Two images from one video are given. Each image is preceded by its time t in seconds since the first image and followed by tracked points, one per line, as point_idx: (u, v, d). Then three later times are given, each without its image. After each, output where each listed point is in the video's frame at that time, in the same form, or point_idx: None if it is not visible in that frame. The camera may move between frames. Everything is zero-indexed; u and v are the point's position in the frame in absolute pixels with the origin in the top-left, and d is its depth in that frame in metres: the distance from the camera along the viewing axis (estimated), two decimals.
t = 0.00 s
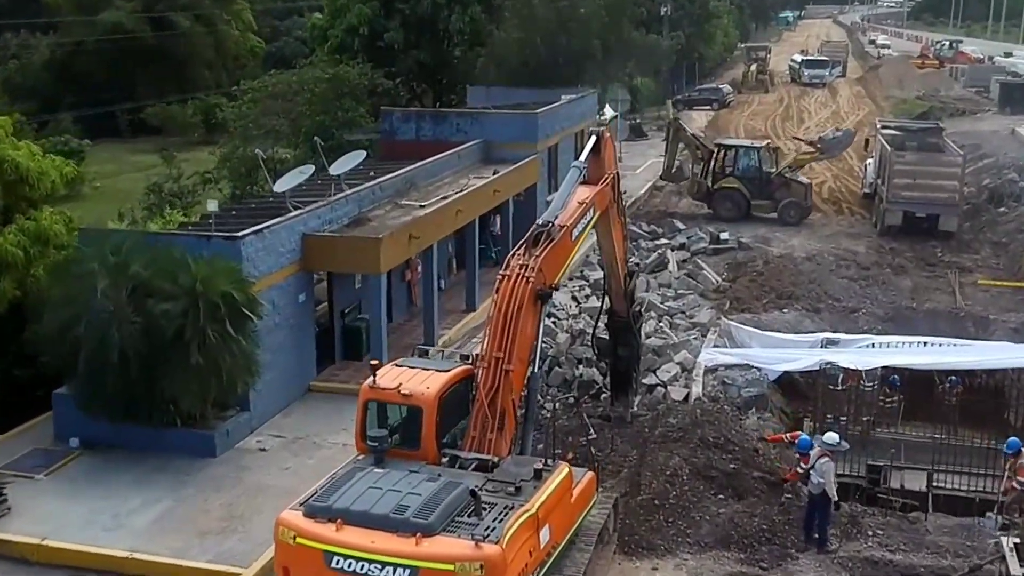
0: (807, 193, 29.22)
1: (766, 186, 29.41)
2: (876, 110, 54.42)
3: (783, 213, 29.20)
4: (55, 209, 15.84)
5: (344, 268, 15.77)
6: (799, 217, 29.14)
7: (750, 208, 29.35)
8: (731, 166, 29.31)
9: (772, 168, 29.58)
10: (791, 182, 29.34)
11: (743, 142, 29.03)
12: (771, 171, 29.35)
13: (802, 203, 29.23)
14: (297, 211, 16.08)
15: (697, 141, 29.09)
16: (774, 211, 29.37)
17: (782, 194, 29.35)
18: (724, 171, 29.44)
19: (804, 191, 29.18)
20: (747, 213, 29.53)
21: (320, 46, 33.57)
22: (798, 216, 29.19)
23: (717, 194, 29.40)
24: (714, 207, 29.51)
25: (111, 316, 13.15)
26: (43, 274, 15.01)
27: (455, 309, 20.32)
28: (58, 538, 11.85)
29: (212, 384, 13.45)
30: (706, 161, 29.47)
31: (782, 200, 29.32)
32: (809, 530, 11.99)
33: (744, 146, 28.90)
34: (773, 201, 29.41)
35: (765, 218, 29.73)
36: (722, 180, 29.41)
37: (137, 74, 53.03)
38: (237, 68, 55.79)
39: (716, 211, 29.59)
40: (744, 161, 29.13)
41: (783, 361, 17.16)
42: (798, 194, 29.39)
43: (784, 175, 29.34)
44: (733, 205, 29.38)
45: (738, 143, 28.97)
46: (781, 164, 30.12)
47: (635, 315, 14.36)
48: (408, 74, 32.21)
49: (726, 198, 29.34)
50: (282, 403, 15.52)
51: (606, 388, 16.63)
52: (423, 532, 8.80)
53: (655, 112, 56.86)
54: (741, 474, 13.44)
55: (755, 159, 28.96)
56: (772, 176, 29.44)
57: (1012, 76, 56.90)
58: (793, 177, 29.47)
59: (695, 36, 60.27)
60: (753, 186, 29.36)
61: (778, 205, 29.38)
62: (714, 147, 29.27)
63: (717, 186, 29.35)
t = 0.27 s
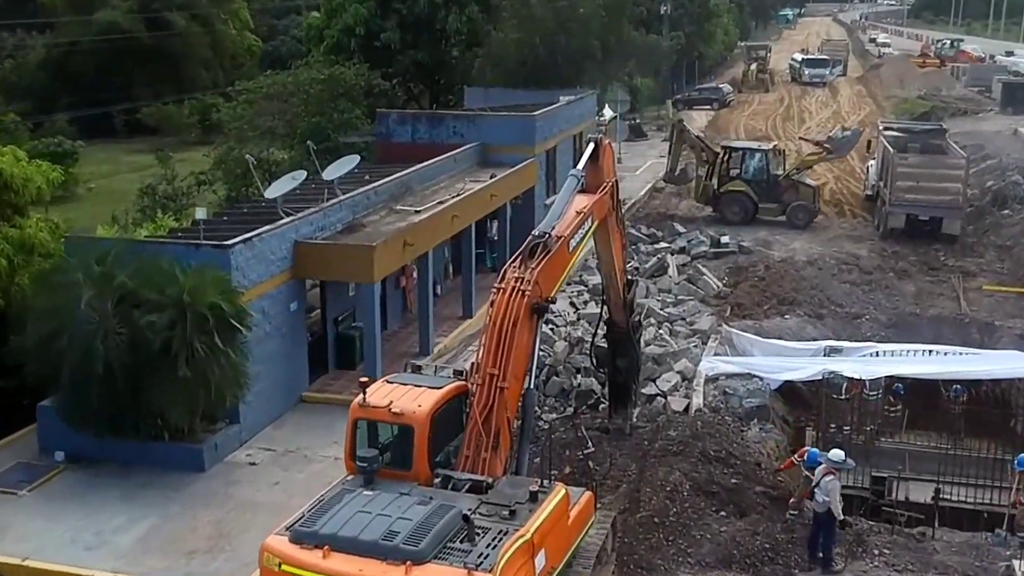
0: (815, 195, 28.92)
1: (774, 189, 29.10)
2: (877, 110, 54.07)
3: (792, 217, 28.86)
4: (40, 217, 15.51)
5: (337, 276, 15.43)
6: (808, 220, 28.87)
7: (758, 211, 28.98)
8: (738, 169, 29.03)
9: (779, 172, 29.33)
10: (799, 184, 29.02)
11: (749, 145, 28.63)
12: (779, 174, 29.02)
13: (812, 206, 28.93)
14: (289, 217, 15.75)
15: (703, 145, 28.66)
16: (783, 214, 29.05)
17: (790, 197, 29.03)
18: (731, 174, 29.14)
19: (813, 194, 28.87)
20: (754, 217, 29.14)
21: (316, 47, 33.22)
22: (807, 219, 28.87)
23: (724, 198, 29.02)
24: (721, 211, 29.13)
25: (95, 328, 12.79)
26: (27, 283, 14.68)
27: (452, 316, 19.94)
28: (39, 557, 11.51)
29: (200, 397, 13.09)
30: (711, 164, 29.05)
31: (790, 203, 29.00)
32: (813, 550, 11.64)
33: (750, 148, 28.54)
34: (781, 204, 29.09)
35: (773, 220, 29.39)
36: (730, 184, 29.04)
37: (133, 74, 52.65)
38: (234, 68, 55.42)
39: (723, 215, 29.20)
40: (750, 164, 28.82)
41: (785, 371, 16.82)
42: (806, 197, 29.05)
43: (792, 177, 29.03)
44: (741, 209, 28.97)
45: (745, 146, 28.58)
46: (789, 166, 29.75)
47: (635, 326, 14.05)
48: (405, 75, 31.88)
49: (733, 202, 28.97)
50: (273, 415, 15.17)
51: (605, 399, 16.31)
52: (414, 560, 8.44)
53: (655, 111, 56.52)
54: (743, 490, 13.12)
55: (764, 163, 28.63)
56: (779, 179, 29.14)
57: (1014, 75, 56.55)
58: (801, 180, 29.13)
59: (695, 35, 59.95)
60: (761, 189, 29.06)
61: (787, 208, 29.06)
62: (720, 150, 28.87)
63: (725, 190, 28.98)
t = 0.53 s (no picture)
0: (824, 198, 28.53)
1: (781, 191, 28.59)
2: (879, 109, 53.68)
3: (799, 220, 28.50)
4: (21, 225, 15.13)
5: (328, 285, 15.05)
6: (816, 223, 28.46)
7: (765, 213, 28.59)
8: (746, 170, 28.53)
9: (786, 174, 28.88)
10: (806, 187, 28.57)
11: (757, 147, 28.21)
12: (787, 176, 28.55)
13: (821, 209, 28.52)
14: (279, 225, 15.37)
15: (710, 147, 28.11)
16: (790, 217, 28.64)
17: (798, 201, 28.61)
18: (737, 176, 28.68)
19: (821, 197, 28.46)
20: (761, 219, 28.78)
21: (311, 47, 32.84)
22: (816, 222, 28.56)
23: (730, 200, 28.64)
24: (727, 213, 28.75)
25: (77, 341, 12.41)
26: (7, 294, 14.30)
27: (447, 323, 19.55)
28: None
29: (184, 412, 12.71)
30: (717, 165, 28.69)
31: (798, 205, 28.56)
32: (817, 571, 11.26)
33: (758, 150, 28.13)
34: (789, 207, 28.63)
35: (781, 222, 29.01)
36: (737, 186, 28.61)
37: (129, 73, 52.25)
38: (231, 67, 55.02)
39: (729, 217, 28.82)
40: (758, 166, 28.32)
41: (788, 380, 16.44)
42: (815, 200, 28.66)
43: (800, 180, 28.55)
44: (748, 210, 28.60)
45: (752, 148, 28.19)
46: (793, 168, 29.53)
47: (633, 337, 13.68)
48: (401, 76, 31.51)
49: (740, 204, 28.58)
50: (262, 427, 14.79)
51: (602, 410, 15.93)
52: None
53: (654, 110, 56.12)
54: (744, 507, 12.74)
55: (772, 166, 28.15)
56: (787, 181, 28.65)
57: (1016, 74, 56.15)
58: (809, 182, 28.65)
59: (695, 34, 59.58)
60: (768, 190, 28.56)
61: (795, 211, 28.64)
62: (727, 151, 28.47)
63: (731, 192, 28.56)
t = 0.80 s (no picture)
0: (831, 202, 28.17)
1: (790, 195, 28.43)
2: (879, 109, 53.29)
3: (806, 224, 27.99)
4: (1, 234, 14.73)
5: (317, 296, 14.65)
6: (823, 228, 27.91)
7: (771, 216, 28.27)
8: (752, 173, 28.19)
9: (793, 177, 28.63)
10: (813, 191, 28.27)
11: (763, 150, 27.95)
12: (793, 180, 28.31)
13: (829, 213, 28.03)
14: (266, 233, 14.97)
15: (716, 149, 27.66)
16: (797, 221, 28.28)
17: (806, 204, 28.36)
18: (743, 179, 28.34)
19: (828, 201, 28.10)
20: (767, 222, 28.46)
21: (305, 48, 32.44)
22: (823, 226, 27.98)
23: (737, 204, 28.22)
24: (734, 217, 28.33)
25: (55, 356, 12.00)
26: None
27: (441, 331, 19.14)
28: None
29: (167, 428, 12.29)
30: (722, 168, 28.23)
31: (805, 209, 28.31)
32: None
33: (765, 153, 27.85)
34: (796, 211, 28.41)
35: (788, 226, 28.82)
36: (744, 189, 28.28)
37: (123, 74, 51.86)
38: (227, 67, 54.60)
39: (737, 222, 28.38)
40: (765, 168, 28.01)
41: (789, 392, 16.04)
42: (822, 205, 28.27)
43: (807, 183, 28.25)
44: (755, 214, 28.22)
45: (758, 151, 27.93)
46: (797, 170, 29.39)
47: (629, 349, 13.30)
48: (396, 77, 31.11)
49: (747, 208, 28.20)
50: (249, 442, 14.38)
51: (599, 423, 15.54)
52: None
53: (653, 110, 55.71)
54: (744, 526, 12.35)
55: (779, 168, 27.91)
56: (794, 184, 28.44)
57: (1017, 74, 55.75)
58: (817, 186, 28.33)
59: (694, 33, 59.15)
60: (777, 194, 28.38)
61: (802, 215, 28.30)
62: (733, 153, 28.08)
63: (738, 195, 28.18)
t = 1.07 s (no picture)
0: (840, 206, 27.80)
1: (797, 198, 27.95)
2: (880, 109, 52.87)
3: (814, 228, 27.58)
4: None
5: (305, 307, 14.22)
6: (832, 232, 27.56)
7: (779, 219, 27.91)
8: (759, 175, 27.72)
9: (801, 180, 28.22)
10: (821, 194, 27.83)
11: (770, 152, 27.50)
12: (802, 183, 27.88)
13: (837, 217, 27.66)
14: (253, 243, 14.56)
15: (722, 150, 27.12)
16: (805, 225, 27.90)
17: (814, 209, 27.88)
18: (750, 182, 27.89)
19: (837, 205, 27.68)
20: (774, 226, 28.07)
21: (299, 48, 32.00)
22: (831, 230, 27.60)
23: (743, 207, 27.91)
24: (740, 220, 28.06)
25: (30, 372, 11.57)
26: None
27: (434, 340, 18.73)
28: None
29: (147, 447, 11.84)
30: (729, 171, 27.68)
31: (813, 214, 27.82)
32: None
33: (773, 155, 27.39)
34: (804, 214, 27.92)
35: (794, 230, 28.31)
36: (752, 191, 27.89)
37: (118, 74, 51.39)
38: (222, 67, 54.14)
39: (744, 225, 28.13)
40: (772, 170, 27.51)
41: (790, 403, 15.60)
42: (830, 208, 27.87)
43: (814, 186, 27.84)
44: (761, 216, 27.91)
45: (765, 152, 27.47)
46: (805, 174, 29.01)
47: (626, 363, 12.90)
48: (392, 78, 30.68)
49: (753, 211, 27.85)
50: (234, 457, 13.96)
51: (594, 436, 15.13)
52: None
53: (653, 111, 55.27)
54: (744, 547, 11.93)
55: (787, 170, 27.39)
56: (802, 187, 28.00)
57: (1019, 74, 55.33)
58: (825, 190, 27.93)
59: (693, 33, 58.70)
60: (784, 198, 27.94)
61: (810, 219, 27.88)
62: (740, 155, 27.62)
63: (746, 198, 27.81)
